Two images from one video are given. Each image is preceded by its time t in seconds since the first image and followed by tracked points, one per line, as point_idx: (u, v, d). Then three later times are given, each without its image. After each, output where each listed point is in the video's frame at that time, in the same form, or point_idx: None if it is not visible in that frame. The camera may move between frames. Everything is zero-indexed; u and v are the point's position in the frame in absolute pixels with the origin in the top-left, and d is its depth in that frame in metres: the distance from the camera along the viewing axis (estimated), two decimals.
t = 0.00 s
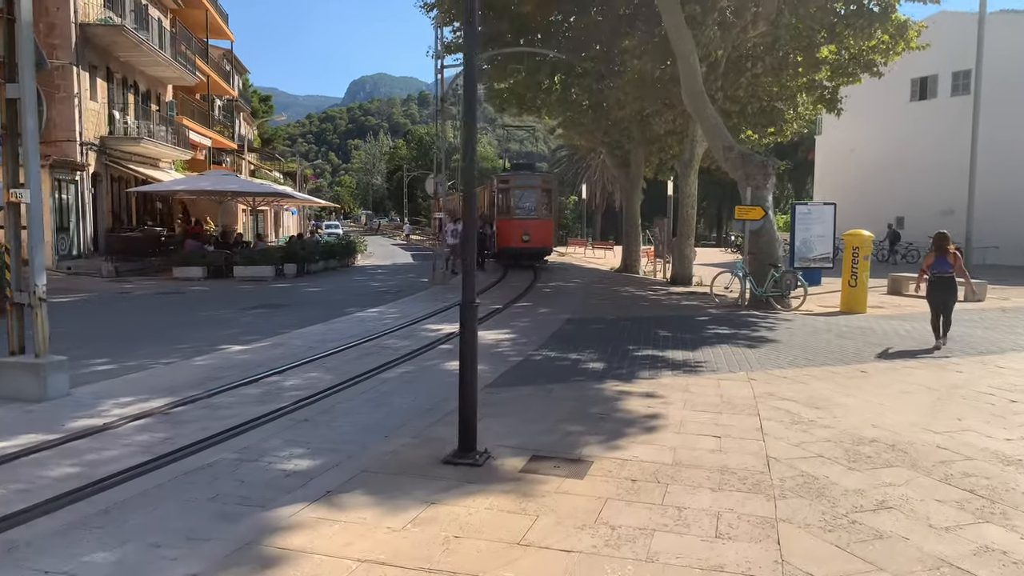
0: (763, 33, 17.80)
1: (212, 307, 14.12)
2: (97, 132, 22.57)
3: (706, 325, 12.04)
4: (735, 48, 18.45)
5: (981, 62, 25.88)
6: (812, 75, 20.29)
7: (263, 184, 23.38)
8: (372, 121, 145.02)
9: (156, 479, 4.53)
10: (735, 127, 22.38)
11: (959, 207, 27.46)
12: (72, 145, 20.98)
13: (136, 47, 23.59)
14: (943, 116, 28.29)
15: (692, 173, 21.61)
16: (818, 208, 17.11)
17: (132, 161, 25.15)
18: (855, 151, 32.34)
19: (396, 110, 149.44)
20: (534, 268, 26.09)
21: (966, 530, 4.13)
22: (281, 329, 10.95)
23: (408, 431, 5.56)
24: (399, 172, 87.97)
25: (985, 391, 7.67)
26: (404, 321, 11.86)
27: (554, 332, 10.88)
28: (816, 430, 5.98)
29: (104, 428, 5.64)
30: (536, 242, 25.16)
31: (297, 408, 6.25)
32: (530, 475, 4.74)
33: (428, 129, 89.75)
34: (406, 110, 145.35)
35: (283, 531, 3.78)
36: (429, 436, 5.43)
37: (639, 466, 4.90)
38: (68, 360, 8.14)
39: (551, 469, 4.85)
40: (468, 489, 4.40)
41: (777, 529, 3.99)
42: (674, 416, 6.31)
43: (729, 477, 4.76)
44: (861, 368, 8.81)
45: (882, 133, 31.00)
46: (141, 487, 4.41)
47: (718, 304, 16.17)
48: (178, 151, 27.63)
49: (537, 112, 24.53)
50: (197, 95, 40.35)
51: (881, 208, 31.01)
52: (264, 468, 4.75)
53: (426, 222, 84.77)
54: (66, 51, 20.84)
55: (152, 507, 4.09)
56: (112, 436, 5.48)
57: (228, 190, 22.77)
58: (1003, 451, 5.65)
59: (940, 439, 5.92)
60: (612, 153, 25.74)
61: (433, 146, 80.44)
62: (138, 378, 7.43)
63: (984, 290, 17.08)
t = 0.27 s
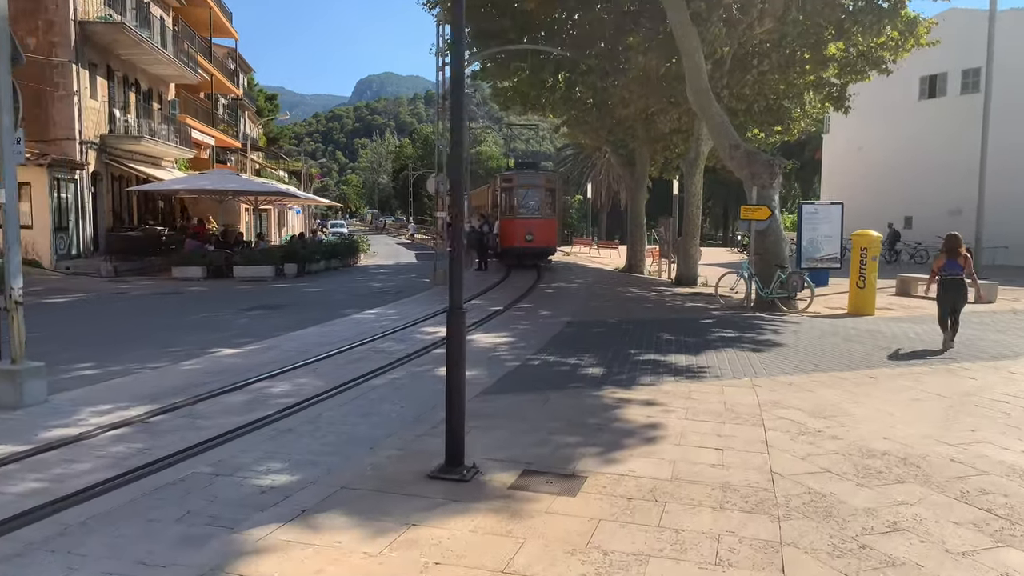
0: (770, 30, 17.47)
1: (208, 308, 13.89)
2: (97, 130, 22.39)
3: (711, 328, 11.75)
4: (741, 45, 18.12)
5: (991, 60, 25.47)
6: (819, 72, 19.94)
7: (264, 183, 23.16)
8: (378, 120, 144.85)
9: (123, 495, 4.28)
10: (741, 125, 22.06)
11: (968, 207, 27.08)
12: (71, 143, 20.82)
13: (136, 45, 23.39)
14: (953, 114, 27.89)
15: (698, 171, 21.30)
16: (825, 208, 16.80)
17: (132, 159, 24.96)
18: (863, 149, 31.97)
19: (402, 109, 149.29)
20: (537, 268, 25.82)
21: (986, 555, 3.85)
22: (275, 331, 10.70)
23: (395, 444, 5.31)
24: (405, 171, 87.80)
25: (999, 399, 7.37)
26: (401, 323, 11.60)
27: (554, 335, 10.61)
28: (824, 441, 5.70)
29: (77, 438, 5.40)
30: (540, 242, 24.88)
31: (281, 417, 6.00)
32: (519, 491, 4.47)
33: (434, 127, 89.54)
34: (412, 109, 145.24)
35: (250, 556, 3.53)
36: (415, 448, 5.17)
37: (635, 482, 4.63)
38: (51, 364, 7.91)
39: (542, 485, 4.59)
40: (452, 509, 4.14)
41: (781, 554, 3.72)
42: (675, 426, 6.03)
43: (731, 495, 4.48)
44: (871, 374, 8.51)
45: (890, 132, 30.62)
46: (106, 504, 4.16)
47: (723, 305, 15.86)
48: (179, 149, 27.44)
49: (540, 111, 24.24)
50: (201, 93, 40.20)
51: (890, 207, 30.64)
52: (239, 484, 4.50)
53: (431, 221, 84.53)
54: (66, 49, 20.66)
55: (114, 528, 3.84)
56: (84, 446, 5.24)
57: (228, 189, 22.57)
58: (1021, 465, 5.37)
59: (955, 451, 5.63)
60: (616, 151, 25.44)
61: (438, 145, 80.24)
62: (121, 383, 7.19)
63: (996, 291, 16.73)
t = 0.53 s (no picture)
0: (778, 26, 17.14)
1: (205, 308, 13.64)
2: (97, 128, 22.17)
3: (719, 330, 11.44)
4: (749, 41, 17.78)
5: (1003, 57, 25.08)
6: (828, 69, 19.59)
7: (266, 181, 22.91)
8: (383, 118, 144.66)
9: (95, 510, 4.01)
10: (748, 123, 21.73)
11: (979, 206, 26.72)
12: (70, 140, 20.60)
13: (137, 41, 23.15)
14: (963, 112, 27.51)
15: (704, 169, 20.96)
16: (834, 206, 16.48)
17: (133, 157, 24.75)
18: (872, 147, 31.63)
19: (408, 108, 149.10)
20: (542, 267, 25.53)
21: None
22: (271, 332, 10.43)
23: (388, 454, 5.02)
24: (409, 170, 87.57)
25: (1021, 405, 7.05)
26: (401, 324, 11.31)
27: (557, 336, 10.31)
28: (841, 452, 5.39)
29: (54, 446, 5.13)
30: (544, 240, 24.59)
31: (269, 424, 5.72)
32: (518, 508, 4.18)
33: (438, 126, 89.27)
34: (417, 108, 144.99)
35: None
36: (409, 459, 4.88)
37: (642, 497, 4.33)
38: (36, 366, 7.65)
39: (543, 500, 4.29)
40: (445, 526, 3.85)
41: None
42: (683, 434, 5.73)
43: (744, 512, 4.18)
44: (885, 378, 8.19)
45: (899, 129, 30.25)
46: (76, 520, 3.89)
47: (731, 306, 15.55)
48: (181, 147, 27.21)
49: (545, 108, 23.92)
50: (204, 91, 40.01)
51: (899, 206, 30.28)
52: (220, 498, 4.22)
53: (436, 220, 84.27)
54: (64, 45, 20.46)
55: (81, 548, 3.56)
56: (60, 455, 4.97)
57: (229, 187, 22.33)
58: None
59: (979, 463, 5.32)
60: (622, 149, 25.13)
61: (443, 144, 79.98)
62: (106, 387, 6.92)
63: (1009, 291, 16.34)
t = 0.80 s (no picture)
0: (789, 23, 16.76)
1: (203, 311, 13.33)
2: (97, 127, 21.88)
3: (731, 336, 11.07)
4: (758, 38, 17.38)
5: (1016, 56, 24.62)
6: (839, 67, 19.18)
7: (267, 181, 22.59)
8: (388, 118, 144.46)
9: (60, 543, 3.66)
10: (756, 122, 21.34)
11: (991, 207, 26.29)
12: (69, 140, 20.32)
13: (137, 40, 22.84)
14: (974, 111, 27.08)
15: (713, 169, 20.58)
16: (846, 208, 16.09)
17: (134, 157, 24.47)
18: (880, 147, 31.21)
19: (412, 107, 148.86)
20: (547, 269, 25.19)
21: None
22: (268, 338, 10.09)
23: (383, 476, 4.67)
24: (414, 170, 87.26)
25: None
26: (403, 329, 10.96)
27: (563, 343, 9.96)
28: (870, 474, 5.02)
29: (26, 466, 4.79)
30: (549, 242, 24.24)
31: (259, 441, 5.38)
32: (523, 540, 3.82)
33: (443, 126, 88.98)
34: (422, 108, 144.70)
35: None
36: (406, 482, 4.53)
37: (658, 528, 3.97)
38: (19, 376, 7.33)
39: (552, 531, 3.94)
40: (443, 564, 3.50)
41: None
42: (699, 453, 5.36)
43: (771, 546, 3.82)
44: (907, 389, 7.82)
45: (909, 129, 29.82)
46: (38, 555, 3.54)
47: (741, 310, 15.17)
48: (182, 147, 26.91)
49: (550, 108, 23.57)
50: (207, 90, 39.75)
51: (908, 207, 29.87)
52: (200, 528, 3.87)
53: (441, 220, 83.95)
54: (63, 43, 20.18)
55: None
56: (33, 476, 4.64)
57: (230, 187, 22.02)
58: None
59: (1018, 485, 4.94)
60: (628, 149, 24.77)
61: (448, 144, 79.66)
62: (90, 398, 6.58)
63: None
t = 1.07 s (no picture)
0: (797, 19, 16.46)
1: (200, 311, 13.08)
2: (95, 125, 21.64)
3: (740, 337, 10.78)
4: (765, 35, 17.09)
5: None
6: (846, 64, 18.88)
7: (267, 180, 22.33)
8: (390, 118, 144.20)
9: (33, 563, 3.40)
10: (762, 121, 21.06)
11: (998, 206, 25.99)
12: (66, 138, 20.07)
13: (136, 37, 22.58)
14: (980, 110, 26.78)
15: (718, 168, 20.29)
16: (853, 206, 15.82)
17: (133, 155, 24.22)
18: (885, 148, 30.92)
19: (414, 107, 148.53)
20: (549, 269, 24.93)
21: None
22: (265, 338, 9.83)
23: (383, 487, 4.41)
24: (416, 170, 86.95)
25: None
26: (404, 330, 10.69)
27: (568, 344, 9.69)
28: (897, 485, 4.75)
29: (6, 476, 4.53)
30: (552, 241, 23.98)
31: (253, 449, 5.13)
32: (532, 559, 3.55)
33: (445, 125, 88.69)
34: (424, 107, 144.41)
35: None
36: (406, 494, 4.26)
37: (676, 546, 3.70)
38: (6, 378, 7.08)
39: (562, 549, 3.67)
40: None
41: None
42: (715, 462, 5.09)
43: (798, 566, 3.54)
44: (926, 393, 7.53)
45: (914, 129, 29.51)
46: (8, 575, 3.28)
47: (748, 311, 14.90)
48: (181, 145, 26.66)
49: (553, 106, 23.29)
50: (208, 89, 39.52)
51: (914, 207, 29.55)
52: (186, 545, 3.61)
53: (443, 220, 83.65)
54: (61, 40, 19.94)
55: None
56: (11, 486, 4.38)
57: (230, 186, 21.77)
58: None
59: None
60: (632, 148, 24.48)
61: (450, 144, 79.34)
62: (78, 402, 6.33)
63: None
